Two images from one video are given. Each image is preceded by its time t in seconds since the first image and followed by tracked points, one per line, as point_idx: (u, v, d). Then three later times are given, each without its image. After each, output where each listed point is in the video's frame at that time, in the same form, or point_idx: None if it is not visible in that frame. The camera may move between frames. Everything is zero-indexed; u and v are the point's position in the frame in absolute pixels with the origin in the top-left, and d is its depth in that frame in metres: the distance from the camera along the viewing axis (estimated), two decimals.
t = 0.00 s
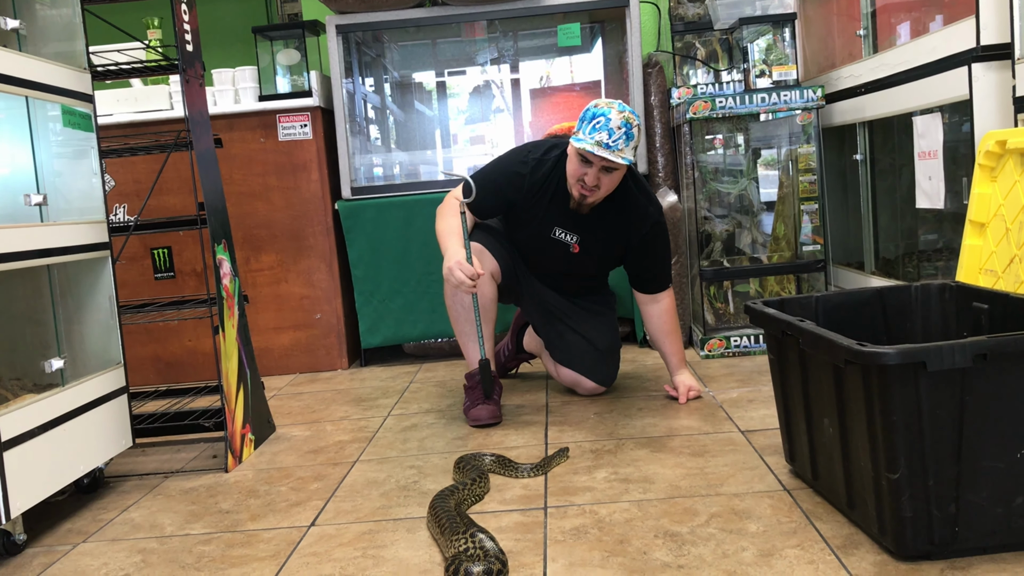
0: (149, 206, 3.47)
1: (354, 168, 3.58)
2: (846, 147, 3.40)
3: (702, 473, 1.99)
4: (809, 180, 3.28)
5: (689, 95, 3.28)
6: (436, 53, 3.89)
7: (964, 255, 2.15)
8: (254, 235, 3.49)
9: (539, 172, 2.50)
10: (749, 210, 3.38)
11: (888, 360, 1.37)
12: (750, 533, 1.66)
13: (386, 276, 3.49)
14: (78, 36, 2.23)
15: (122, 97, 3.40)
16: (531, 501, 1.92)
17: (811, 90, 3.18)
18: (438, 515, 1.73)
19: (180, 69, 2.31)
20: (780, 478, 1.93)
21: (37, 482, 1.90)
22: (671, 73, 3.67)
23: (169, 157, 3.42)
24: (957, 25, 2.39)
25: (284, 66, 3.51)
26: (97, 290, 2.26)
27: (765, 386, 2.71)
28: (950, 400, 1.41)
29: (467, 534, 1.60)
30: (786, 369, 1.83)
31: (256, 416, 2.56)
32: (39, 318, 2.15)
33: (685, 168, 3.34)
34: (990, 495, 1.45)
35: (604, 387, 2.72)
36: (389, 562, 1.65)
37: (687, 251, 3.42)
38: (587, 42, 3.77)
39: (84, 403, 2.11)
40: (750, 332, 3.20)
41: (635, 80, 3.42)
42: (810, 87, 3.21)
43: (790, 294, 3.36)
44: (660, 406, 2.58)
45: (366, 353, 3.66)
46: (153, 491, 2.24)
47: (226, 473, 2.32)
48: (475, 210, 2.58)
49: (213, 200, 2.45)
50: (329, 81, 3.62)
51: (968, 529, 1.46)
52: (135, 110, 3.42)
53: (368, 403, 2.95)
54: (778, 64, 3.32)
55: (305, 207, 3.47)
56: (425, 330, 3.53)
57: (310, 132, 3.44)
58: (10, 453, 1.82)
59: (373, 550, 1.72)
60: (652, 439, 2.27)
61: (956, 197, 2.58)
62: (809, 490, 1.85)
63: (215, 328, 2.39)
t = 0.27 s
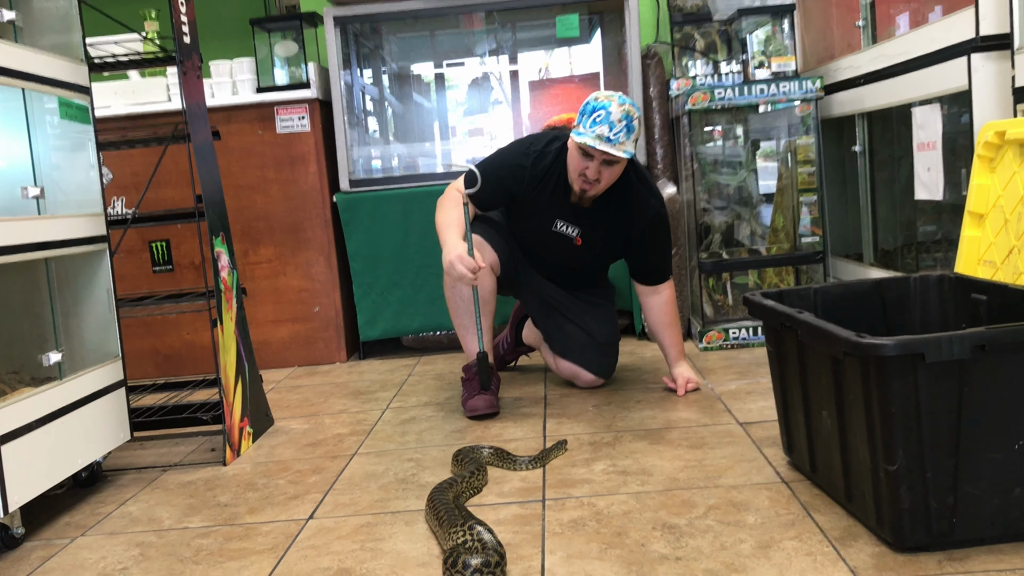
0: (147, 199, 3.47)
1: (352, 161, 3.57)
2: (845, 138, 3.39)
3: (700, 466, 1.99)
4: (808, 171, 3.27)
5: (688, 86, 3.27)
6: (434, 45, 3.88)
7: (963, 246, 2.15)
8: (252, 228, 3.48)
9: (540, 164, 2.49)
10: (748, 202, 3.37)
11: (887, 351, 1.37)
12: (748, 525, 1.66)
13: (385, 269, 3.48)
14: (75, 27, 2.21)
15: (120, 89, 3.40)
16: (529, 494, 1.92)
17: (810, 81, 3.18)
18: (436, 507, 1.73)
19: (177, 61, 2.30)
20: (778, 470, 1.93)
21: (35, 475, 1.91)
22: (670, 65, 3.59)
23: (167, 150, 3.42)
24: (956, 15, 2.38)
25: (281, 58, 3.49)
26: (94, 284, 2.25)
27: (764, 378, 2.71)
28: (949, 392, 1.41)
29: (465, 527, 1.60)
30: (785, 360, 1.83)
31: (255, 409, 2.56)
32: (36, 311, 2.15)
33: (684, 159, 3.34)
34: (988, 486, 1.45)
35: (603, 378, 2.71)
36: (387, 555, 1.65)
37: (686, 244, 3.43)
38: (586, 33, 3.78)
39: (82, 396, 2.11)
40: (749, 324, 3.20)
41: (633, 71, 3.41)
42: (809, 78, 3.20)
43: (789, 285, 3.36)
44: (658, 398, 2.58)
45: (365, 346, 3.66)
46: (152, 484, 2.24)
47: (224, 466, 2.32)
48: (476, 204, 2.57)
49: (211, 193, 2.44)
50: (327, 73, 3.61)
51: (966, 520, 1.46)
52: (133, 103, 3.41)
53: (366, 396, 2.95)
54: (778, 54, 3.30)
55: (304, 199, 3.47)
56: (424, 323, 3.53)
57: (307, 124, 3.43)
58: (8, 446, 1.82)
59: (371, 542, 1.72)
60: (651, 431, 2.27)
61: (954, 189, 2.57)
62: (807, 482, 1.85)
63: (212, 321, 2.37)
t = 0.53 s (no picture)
0: (143, 189, 3.45)
1: (349, 151, 3.56)
2: (842, 127, 3.39)
3: (698, 454, 1.99)
4: (805, 160, 3.27)
5: (685, 76, 3.22)
6: (431, 34, 3.87)
7: (960, 234, 2.15)
8: (249, 218, 3.47)
9: (539, 153, 2.49)
10: (745, 191, 3.37)
11: (884, 340, 1.37)
12: (746, 513, 1.66)
13: (382, 259, 3.48)
14: (68, 18, 2.21)
15: (116, 80, 3.39)
16: (527, 482, 1.92)
17: (808, 70, 3.17)
18: (434, 496, 1.73)
19: (173, 51, 2.30)
20: (775, 458, 1.93)
21: (33, 466, 1.91)
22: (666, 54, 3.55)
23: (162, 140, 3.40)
24: (953, 3, 2.37)
25: (277, 47, 3.48)
26: (91, 274, 2.26)
27: (761, 367, 2.72)
28: (945, 380, 1.41)
29: (463, 516, 1.60)
30: (782, 349, 1.83)
31: (253, 399, 2.56)
32: (33, 302, 2.11)
33: (681, 148, 3.32)
34: (985, 473, 1.45)
35: (601, 368, 2.71)
36: (386, 544, 1.66)
37: (682, 233, 3.41)
38: (583, 21, 3.76)
39: (79, 387, 2.11)
40: (746, 313, 3.21)
41: (631, 60, 3.40)
42: (806, 67, 3.19)
43: (785, 275, 3.37)
44: (656, 387, 2.59)
45: (362, 336, 3.66)
46: (150, 474, 2.24)
47: (222, 456, 2.32)
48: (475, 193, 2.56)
49: (207, 183, 2.43)
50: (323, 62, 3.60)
51: (963, 508, 1.46)
52: (128, 93, 3.39)
53: (364, 386, 2.95)
54: (775, 43, 3.31)
55: (300, 189, 3.46)
56: (421, 313, 3.53)
57: (304, 114, 3.41)
58: (6, 437, 1.82)
59: (370, 531, 1.72)
60: (649, 420, 2.27)
61: (951, 176, 2.57)
62: (804, 470, 1.86)
63: (209, 311, 2.37)
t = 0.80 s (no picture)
0: (140, 180, 3.44)
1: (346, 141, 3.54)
2: (840, 116, 3.38)
3: (696, 443, 2.00)
4: (803, 150, 3.26)
5: (683, 65, 3.24)
6: (428, 24, 3.88)
7: (958, 224, 2.15)
8: (246, 209, 3.46)
9: (540, 139, 2.48)
10: (743, 180, 3.36)
11: (882, 328, 1.37)
12: (744, 502, 1.67)
13: (380, 249, 3.47)
14: (64, 8, 2.20)
15: (112, 70, 3.38)
16: (525, 472, 1.92)
17: (805, 59, 3.16)
18: (433, 486, 1.74)
19: (170, 41, 2.29)
20: (773, 447, 1.94)
21: (32, 457, 1.91)
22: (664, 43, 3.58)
23: (159, 130, 3.39)
24: None
25: (273, 37, 3.44)
26: (88, 265, 2.26)
27: (758, 357, 2.72)
28: (943, 368, 1.41)
29: (462, 505, 1.60)
30: (780, 338, 1.83)
31: (251, 390, 2.56)
32: (30, 292, 2.11)
33: (679, 138, 3.31)
34: (982, 462, 1.46)
35: (598, 357, 2.71)
36: (384, 533, 1.66)
37: (681, 223, 3.41)
38: (580, 11, 3.75)
39: (76, 378, 2.11)
40: (744, 303, 3.21)
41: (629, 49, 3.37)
42: (804, 56, 3.19)
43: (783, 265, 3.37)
44: (654, 377, 2.59)
45: (360, 326, 3.66)
46: (149, 464, 2.24)
47: (221, 447, 2.32)
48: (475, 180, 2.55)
49: (204, 173, 2.42)
50: (319, 52, 3.58)
51: (960, 496, 1.47)
52: (124, 83, 3.38)
53: (362, 376, 2.95)
54: (773, 32, 3.28)
55: (298, 179, 3.45)
56: (419, 303, 3.53)
57: (300, 104, 3.40)
58: (5, 428, 1.82)
59: (368, 521, 1.72)
60: (646, 410, 2.27)
61: (949, 165, 2.56)
62: (802, 459, 1.86)
63: (207, 302, 2.36)
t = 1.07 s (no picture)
0: (139, 173, 3.44)
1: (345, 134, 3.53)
2: (840, 109, 3.37)
3: (695, 437, 2.00)
4: (803, 142, 3.26)
5: (682, 58, 3.20)
6: (427, 17, 3.88)
7: (957, 217, 2.15)
8: (245, 202, 3.46)
9: (544, 131, 2.48)
10: (743, 173, 3.35)
11: (881, 322, 1.37)
12: (743, 495, 1.67)
13: (379, 242, 3.47)
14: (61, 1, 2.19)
15: (110, 63, 3.35)
16: (525, 465, 1.93)
17: (805, 52, 3.17)
18: (432, 479, 1.74)
19: (167, 34, 2.28)
20: (772, 440, 1.94)
21: (32, 450, 1.91)
22: (664, 36, 3.65)
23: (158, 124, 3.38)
24: None
25: (273, 30, 3.42)
26: (87, 258, 2.25)
27: (758, 350, 2.72)
28: (942, 361, 1.41)
29: (461, 498, 1.60)
30: (780, 332, 1.83)
31: (250, 383, 2.57)
32: (29, 285, 2.10)
33: (679, 131, 3.30)
34: (980, 455, 1.46)
35: (598, 351, 2.71)
36: (384, 527, 1.66)
37: (681, 216, 3.40)
38: (579, 4, 3.73)
39: (76, 371, 2.11)
40: (744, 296, 3.21)
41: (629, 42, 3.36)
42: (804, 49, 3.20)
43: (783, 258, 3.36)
44: (653, 370, 2.59)
45: (360, 320, 3.66)
46: (148, 458, 2.24)
47: (221, 440, 2.32)
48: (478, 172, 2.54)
49: (203, 167, 2.42)
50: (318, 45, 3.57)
51: (959, 489, 1.47)
52: (123, 76, 3.37)
53: (362, 370, 2.95)
54: (772, 26, 3.27)
55: (297, 173, 3.44)
56: (418, 297, 3.53)
57: (299, 97, 3.40)
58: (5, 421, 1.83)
59: (368, 514, 1.73)
60: (646, 403, 2.27)
61: (949, 159, 2.56)
62: (801, 452, 1.86)
63: (206, 296, 2.36)
